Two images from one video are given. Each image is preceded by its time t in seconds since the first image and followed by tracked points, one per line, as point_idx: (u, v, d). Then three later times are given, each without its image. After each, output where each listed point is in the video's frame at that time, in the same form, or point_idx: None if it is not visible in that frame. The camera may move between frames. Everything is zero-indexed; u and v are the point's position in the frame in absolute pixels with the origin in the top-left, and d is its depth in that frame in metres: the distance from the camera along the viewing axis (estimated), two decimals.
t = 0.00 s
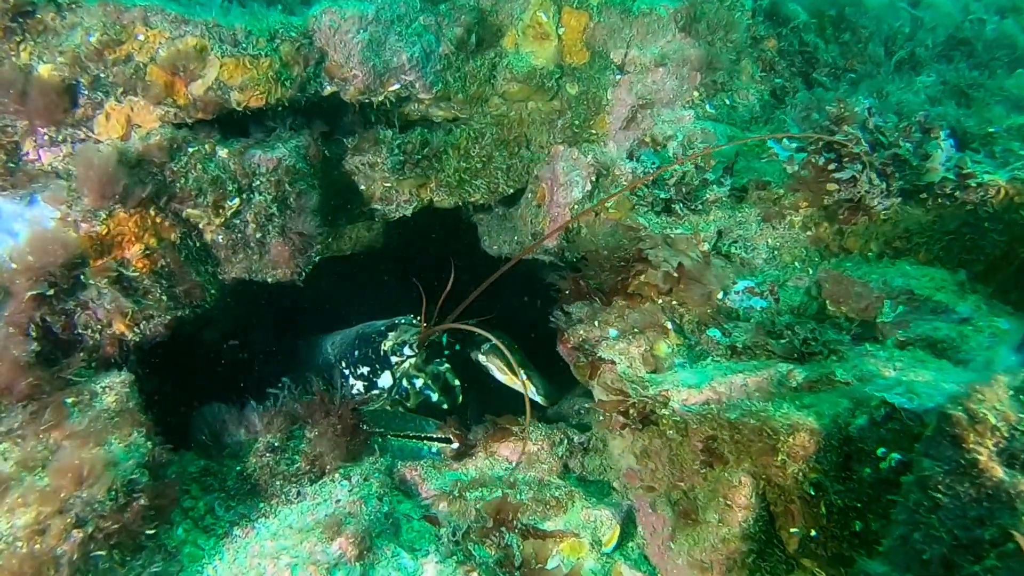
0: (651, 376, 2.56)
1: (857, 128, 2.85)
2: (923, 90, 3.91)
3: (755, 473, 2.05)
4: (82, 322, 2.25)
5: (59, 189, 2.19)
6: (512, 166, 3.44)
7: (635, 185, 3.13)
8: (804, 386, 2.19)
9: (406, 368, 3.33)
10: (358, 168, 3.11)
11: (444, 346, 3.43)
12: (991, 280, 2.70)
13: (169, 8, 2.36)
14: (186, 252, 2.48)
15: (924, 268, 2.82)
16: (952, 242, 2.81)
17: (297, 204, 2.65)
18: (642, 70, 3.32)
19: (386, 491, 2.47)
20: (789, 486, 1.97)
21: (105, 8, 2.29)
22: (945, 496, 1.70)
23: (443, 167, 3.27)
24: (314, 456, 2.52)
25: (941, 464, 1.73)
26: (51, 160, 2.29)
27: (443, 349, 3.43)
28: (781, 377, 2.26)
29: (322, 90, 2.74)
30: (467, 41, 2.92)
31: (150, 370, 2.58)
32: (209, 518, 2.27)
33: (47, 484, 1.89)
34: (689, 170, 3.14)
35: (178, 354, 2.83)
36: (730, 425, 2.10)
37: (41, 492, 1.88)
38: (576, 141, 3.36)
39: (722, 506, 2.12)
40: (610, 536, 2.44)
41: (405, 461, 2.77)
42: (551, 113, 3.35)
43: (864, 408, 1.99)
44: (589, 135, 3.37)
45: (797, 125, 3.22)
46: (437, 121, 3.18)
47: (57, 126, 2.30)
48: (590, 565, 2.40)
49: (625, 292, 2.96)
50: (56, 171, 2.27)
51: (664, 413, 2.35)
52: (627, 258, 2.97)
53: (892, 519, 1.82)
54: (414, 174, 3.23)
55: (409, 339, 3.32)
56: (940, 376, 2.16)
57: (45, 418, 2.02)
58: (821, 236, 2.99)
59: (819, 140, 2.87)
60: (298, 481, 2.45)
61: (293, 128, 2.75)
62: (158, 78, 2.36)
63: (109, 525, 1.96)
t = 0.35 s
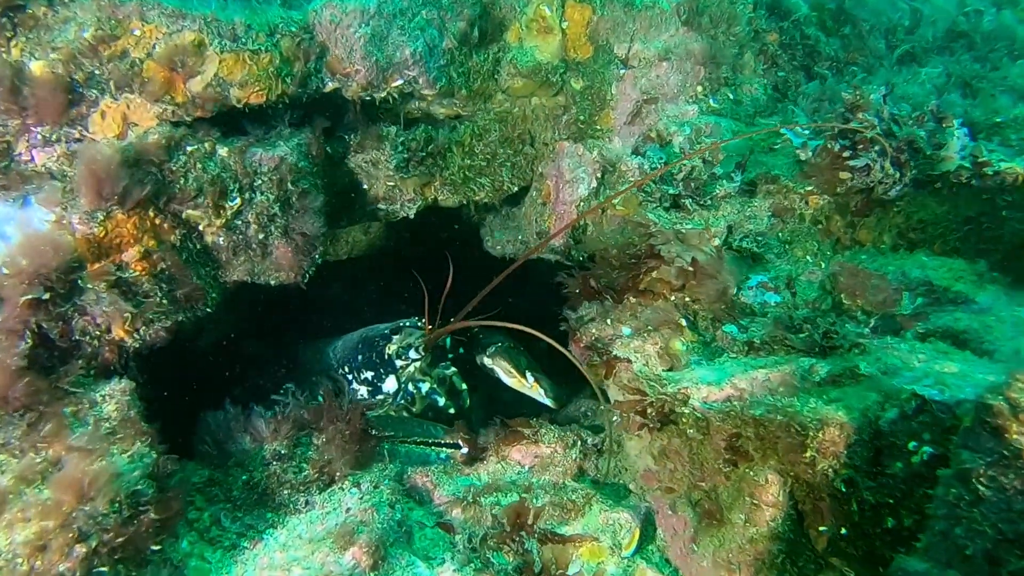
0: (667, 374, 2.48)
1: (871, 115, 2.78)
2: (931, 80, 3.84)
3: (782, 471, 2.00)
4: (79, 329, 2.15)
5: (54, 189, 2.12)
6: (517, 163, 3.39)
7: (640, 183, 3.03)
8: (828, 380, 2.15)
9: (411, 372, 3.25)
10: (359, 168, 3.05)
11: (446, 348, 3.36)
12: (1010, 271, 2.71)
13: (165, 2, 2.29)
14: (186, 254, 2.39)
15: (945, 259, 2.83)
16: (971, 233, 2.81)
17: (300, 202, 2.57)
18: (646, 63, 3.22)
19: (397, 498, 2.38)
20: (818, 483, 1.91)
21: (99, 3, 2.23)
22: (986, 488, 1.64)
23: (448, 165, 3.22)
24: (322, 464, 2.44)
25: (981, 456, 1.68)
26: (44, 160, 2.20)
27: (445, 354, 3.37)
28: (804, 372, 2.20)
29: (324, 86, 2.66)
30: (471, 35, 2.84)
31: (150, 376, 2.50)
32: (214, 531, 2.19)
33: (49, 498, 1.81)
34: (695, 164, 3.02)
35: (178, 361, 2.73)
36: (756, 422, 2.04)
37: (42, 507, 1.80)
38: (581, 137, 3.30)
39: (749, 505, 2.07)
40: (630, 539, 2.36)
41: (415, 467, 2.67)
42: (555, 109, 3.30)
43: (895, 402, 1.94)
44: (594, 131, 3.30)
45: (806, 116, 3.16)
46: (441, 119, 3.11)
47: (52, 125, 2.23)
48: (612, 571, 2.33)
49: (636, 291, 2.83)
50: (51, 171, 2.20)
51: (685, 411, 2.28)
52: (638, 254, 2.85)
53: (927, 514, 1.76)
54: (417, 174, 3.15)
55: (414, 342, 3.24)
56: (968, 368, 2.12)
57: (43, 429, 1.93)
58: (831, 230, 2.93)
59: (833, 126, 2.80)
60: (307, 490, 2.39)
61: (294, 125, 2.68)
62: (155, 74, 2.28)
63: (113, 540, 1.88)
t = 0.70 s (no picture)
0: (677, 368, 2.45)
1: (881, 98, 2.78)
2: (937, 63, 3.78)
3: (807, 464, 1.94)
4: (79, 338, 2.10)
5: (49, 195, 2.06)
6: (519, 160, 3.34)
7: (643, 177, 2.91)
8: (846, 369, 2.11)
9: (415, 375, 3.13)
10: (363, 167, 3.00)
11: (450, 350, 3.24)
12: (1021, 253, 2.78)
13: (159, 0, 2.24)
14: (187, 258, 2.33)
15: (956, 244, 2.84)
16: (983, 217, 2.84)
17: (300, 203, 2.50)
18: (645, 57, 3.09)
19: (409, 504, 2.32)
20: (845, 475, 1.88)
21: (91, 2, 2.18)
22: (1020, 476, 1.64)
23: (449, 163, 3.18)
24: (332, 472, 2.40)
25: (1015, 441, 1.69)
26: (37, 166, 2.15)
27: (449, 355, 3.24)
28: (823, 363, 2.15)
29: (322, 84, 2.60)
30: (470, 30, 2.78)
31: (151, 387, 2.45)
32: (223, 543, 2.12)
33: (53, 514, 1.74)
34: (700, 156, 2.89)
35: (178, 372, 2.65)
36: (778, 415, 1.98)
37: (45, 523, 1.73)
38: (584, 132, 3.22)
39: (772, 501, 2.00)
40: (648, 539, 2.31)
41: (425, 472, 2.61)
42: (556, 103, 3.25)
43: (920, 390, 1.91)
44: (596, 126, 3.22)
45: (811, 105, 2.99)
46: (441, 116, 3.07)
47: (44, 129, 2.18)
48: (633, 572, 2.30)
49: (645, 285, 2.81)
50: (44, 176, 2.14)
51: (702, 406, 2.23)
52: (646, 248, 2.79)
53: (959, 503, 1.73)
54: (417, 173, 3.11)
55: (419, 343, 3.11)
56: (986, 355, 2.10)
57: (44, 444, 1.86)
58: (839, 219, 2.87)
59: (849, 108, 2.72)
60: (316, 499, 2.33)
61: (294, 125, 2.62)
62: (150, 75, 2.23)
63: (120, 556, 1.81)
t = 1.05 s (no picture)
0: (688, 364, 2.42)
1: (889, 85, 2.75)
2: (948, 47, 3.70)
3: (828, 458, 1.92)
4: (84, 350, 2.07)
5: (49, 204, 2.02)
6: (522, 158, 3.30)
7: (648, 172, 2.83)
8: (863, 361, 2.09)
9: (422, 377, 3.12)
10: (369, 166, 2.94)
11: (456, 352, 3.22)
12: None
13: (156, 2, 2.20)
14: (190, 266, 2.29)
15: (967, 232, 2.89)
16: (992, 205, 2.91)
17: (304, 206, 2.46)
18: (645, 50, 2.98)
19: (423, 508, 2.29)
20: (865, 468, 1.87)
21: (86, 6, 2.14)
22: None
23: (453, 163, 3.14)
24: (343, 480, 2.37)
25: None
26: (35, 175, 2.06)
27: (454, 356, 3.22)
28: (840, 356, 2.13)
29: (322, 84, 2.55)
30: (470, 27, 2.74)
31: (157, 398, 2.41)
32: (236, 555, 2.08)
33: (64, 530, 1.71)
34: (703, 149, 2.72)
35: (180, 384, 2.61)
36: (796, 409, 1.96)
37: (56, 539, 1.70)
38: (586, 129, 3.16)
39: (792, 496, 1.97)
40: (666, 538, 2.29)
41: (436, 476, 2.58)
42: (557, 100, 3.23)
43: (940, 380, 1.89)
44: (598, 122, 3.15)
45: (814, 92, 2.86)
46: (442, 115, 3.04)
47: (41, 136, 2.13)
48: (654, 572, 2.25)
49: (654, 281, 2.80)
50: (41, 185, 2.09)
51: (717, 401, 2.21)
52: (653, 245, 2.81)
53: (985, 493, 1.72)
54: (422, 173, 3.06)
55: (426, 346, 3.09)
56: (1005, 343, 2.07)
57: (50, 459, 1.82)
58: (844, 211, 2.77)
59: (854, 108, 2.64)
60: (329, 507, 2.31)
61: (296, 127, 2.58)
62: (148, 78, 2.19)
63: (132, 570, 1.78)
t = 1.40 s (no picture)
0: (696, 361, 2.40)
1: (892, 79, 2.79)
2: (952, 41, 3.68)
3: (841, 454, 1.89)
4: (88, 354, 2.03)
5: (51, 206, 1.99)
6: (525, 157, 3.29)
7: (651, 171, 2.80)
8: (873, 356, 2.08)
9: (428, 379, 3.09)
10: (371, 168, 2.92)
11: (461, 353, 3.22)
12: None
13: (157, 3, 2.18)
14: (194, 269, 2.27)
15: (971, 227, 2.92)
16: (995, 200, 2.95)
17: (308, 207, 2.44)
18: (647, 49, 2.97)
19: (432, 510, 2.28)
20: (879, 464, 1.86)
21: (88, 7, 2.12)
22: None
23: (456, 163, 3.10)
24: (350, 483, 2.36)
25: None
26: (38, 178, 2.06)
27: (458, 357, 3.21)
28: (850, 351, 2.12)
29: (325, 84, 2.54)
30: (473, 26, 2.72)
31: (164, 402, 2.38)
32: (244, 559, 2.04)
33: (74, 535, 1.69)
34: (708, 147, 2.72)
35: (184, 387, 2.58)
36: (809, 405, 1.95)
37: (66, 545, 1.68)
38: (589, 127, 3.14)
39: (806, 493, 1.95)
40: (678, 536, 2.25)
41: (445, 477, 2.58)
42: (560, 99, 3.21)
43: (951, 373, 1.88)
44: (601, 119, 3.13)
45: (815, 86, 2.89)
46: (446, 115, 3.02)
47: (44, 140, 2.12)
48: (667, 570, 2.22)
49: (661, 279, 2.78)
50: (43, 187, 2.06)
51: (726, 399, 2.19)
52: (659, 243, 2.80)
53: (1002, 487, 1.73)
54: (425, 172, 3.03)
55: (432, 347, 3.08)
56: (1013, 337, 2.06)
57: (59, 465, 1.80)
58: (849, 207, 2.76)
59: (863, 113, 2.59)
60: (338, 510, 2.29)
61: (299, 128, 2.56)
62: (150, 80, 2.18)
63: None
